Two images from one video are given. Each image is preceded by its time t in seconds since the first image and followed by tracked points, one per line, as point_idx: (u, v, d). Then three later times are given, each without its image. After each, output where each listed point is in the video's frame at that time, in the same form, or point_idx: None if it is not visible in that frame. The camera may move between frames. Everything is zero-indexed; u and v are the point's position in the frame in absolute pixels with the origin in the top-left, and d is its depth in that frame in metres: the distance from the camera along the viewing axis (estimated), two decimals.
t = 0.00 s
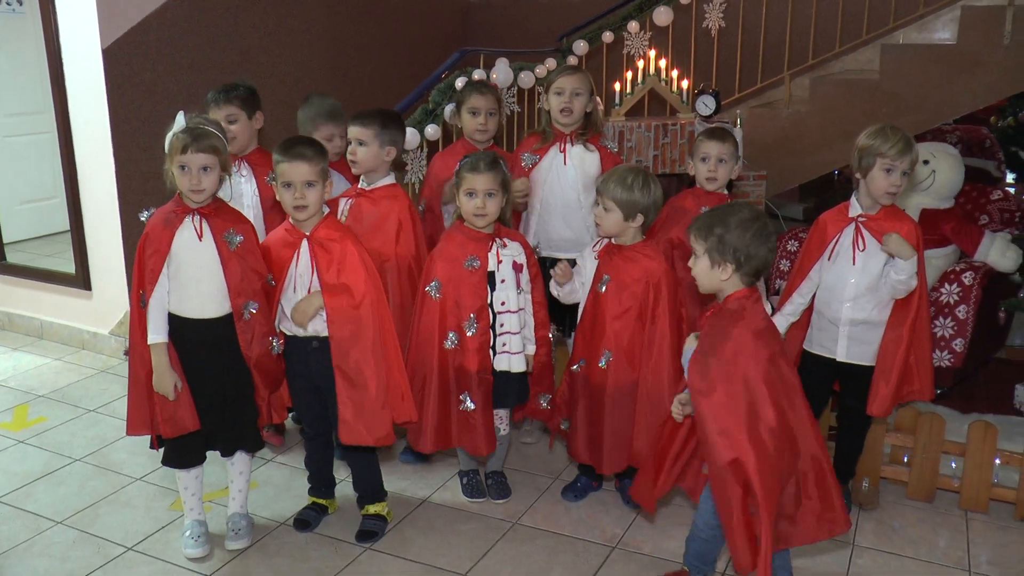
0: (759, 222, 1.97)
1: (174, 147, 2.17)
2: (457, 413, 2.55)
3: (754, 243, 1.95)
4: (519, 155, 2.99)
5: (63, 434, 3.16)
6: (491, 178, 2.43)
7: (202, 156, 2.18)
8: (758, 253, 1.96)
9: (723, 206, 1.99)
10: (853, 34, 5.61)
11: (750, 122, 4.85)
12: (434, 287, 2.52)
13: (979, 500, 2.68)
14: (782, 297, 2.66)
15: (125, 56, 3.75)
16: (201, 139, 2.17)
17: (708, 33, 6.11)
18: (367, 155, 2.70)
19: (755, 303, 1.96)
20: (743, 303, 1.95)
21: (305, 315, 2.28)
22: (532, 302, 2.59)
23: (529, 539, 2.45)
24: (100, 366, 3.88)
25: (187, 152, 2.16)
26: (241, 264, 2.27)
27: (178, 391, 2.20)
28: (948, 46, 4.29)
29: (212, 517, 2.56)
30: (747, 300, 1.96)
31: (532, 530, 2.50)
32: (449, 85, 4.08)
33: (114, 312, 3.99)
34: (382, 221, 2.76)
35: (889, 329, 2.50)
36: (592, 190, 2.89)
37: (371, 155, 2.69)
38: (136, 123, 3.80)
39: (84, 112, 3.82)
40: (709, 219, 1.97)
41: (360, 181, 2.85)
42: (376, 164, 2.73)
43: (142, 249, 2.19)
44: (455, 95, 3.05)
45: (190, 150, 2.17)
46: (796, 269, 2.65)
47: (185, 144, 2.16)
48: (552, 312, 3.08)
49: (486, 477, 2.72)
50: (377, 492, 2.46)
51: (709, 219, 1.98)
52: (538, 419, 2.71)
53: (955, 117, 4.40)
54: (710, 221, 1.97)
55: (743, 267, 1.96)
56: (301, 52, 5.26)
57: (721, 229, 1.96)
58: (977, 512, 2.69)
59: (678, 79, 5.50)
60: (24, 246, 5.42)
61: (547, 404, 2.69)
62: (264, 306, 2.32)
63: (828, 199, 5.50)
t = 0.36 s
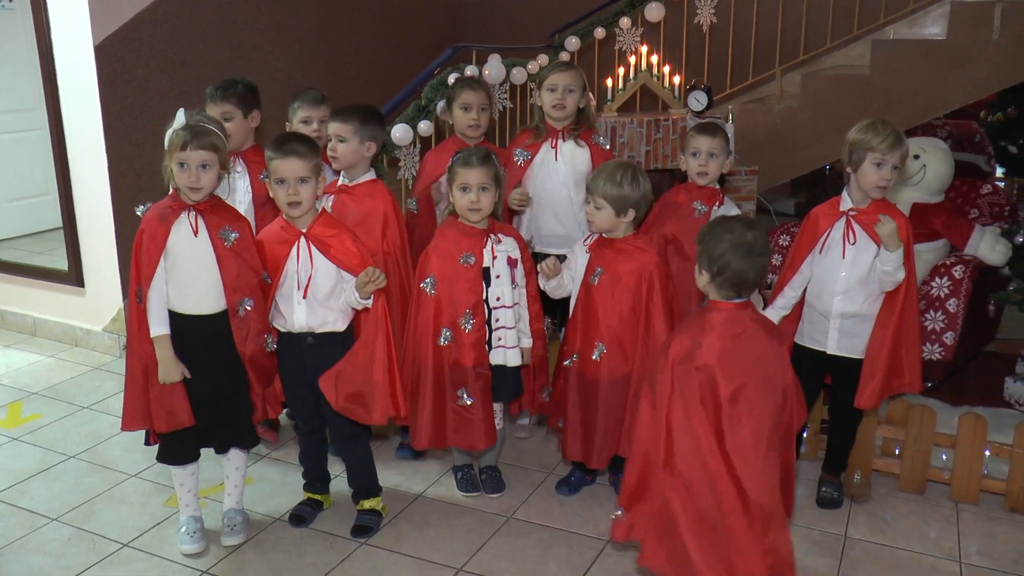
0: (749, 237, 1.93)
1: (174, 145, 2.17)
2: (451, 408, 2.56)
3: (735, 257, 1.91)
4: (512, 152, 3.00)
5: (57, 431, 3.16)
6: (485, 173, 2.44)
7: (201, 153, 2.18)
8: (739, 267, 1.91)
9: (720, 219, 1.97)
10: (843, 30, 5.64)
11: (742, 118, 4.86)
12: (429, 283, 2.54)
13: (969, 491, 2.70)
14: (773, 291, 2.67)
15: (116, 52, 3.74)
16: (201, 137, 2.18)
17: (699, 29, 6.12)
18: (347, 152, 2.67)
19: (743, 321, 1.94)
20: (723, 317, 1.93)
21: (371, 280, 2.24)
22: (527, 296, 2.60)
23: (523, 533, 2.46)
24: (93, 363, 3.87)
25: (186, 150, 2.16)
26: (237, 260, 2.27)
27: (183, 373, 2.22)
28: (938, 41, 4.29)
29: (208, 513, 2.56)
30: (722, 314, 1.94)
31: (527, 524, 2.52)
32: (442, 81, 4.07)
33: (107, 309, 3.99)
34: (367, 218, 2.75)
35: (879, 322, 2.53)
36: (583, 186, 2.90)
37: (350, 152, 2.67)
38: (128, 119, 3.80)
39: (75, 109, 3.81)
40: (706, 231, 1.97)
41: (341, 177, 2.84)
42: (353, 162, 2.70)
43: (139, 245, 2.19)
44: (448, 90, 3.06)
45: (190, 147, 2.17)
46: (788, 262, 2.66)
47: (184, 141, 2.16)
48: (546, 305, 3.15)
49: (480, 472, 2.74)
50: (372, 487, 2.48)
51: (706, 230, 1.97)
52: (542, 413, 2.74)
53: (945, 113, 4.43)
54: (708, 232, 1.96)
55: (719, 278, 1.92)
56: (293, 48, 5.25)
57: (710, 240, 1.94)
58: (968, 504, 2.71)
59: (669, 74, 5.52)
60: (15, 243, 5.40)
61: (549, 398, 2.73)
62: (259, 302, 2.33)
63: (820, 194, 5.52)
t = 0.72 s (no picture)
0: (723, 224, 2.04)
1: (162, 149, 2.17)
2: (441, 406, 2.57)
3: (707, 242, 2.03)
4: (506, 152, 3.01)
5: (52, 433, 3.16)
6: (476, 172, 2.45)
7: (191, 158, 2.18)
8: (709, 253, 2.03)
9: (699, 200, 2.06)
10: (834, 31, 5.68)
11: (734, 118, 4.89)
12: (420, 281, 2.55)
13: (960, 487, 2.73)
14: (767, 287, 2.71)
15: (109, 54, 3.74)
16: (188, 140, 2.17)
17: (691, 30, 6.15)
18: (326, 154, 2.68)
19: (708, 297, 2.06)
20: (694, 293, 2.06)
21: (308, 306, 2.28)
22: (516, 294, 2.63)
23: (519, 532, 2.48)
24: (88, 365, 3.87)
25: (174, 155, 2.16)
26: (229, 262, 2.28)
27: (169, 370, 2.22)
28: (926, 41, 4.31)
29: (204, 514, 2.57)
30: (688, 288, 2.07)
31: (522, 522, 2.53)
32: (435, 82, 4.08)
33: (101, 311, 3.98)
34: (355, 219, 2.77)
35: (870, 320, 2.55)
36: (576, 187, 2.92)
37: (328, 154, 2.68)
38: (122, 121, 3.80)
39: (68, 111, 3.80)
40: (681, 208, 2.07)
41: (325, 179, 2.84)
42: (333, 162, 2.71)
43: (130, 245, 2.21)
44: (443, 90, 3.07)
45: (178, 152, 2.16)
46: (782, 261, 2.70)
47: (173, 145, 2.16)
48: (539, 307, 3.17)
49: (475, 471, 2.75)
50: (368, 487, 2.49)
51: (683, 208, 2.06)
52: (526, 410, 2.73)
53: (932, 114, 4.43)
54: (686, 210, 2.06)
55: (689, 258, 2.05)
56: (286, 50, 5.26)
57: (685, 220, 2.04)
58: (959, 499, 2.74)
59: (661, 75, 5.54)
60: (8, 246, 5.38)
61: (534, 396, 2.72)
62: (252, 304, 2.34)
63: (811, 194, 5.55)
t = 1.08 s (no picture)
0: (703, 240, 1.92)
1: (145, 154, 2.18)
2: (440, 405, 2.59)
3: (689, 262, 1.91)
4: (498, 153, 3.03)
5: (48, 436, 3.16)
6: (473, 173, 2.46)
7: (172, 163, 2.19)
8: (694, 271, 1.91)
9: (674, 216, 1.94)
10: (823, 30, 5.72)
11: (725, 118, 4.93)
12: (420, 282, 2.56)
13: (952, 481, 2.76)
14: (759, 284, 2.72)
15: (102, 57, 3.75)
16: (169, 145, 2.18)
17: (681, 31, 6.19)
18: (315, 155, 2.69)
19: (703, 316, 1.93)
20: (691, 315, 1.93)
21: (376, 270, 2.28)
22: (514, 295, 2.64)
23: (516, 529, 2.49)
24: (83, 368, 3.87)
25: (157, 159, 2.17)
26: (223, 264, 2.29)
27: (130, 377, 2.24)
28: (916, 40, 4.34)
29: (202, 515, 2.58)
30: (685, 310, 1.94)
31: (519, 520, 2.55)
32: (427, 84, 4.09)
33: (96, 314, 3.98)
34: (348, 212, 2.75)
35: (864, 317, 2.58)
36: (569, 186, 2.93)
37: (315, 155, 2.69)
38: (115, 124, 3.80)
39: (60, 114, 3.80)
40: (658, 228, 1.94)
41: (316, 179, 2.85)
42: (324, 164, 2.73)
43: (122, 245, 2.19)
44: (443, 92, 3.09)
45: (160, 156, 2.17)
46: (773, 258, 2.71)
47: (154, 150, 2.17)
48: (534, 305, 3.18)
49: (471, 470, 2.76)
50: (365, 486, 2.49)
51: (659, 227, 1.94)
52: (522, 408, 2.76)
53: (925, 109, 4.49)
54: (660, 228, 1.94)
55: (672, 282, 1.93)
56: (278, 52, 5.27)
57: (663, 241, 1.93)
58: (951, 493, 2.77)
59: (652, 75, 5.57)
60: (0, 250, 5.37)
61: (530, 395, 2.75)
62: (245, 305, 2.35)
63: (802, 192, 5.58)
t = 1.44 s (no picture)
0: (689, 229, 1.92)
1: (141, 152, 2.20)
2: (437, 404, 2.61)
3: (677, 251, 1.90)
4: (490, 153, 3.02)
5: (43, 438, 3.16)
6: (466, 174, 2.47)
7: (168, 159, 2.20)
8: (683, 258, 1.91)
9: (660, 208, 1.94)
10: (812, 30, 5.76)
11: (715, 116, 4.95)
12: (413, 282, 2.57)
13: (943, 475, 2.79)
14: (750, 282, 2.75)
15: (94, 59, 3.75)
16: (165, 143, 2.20)
17: (672, 30, 6.22)
18: (311, 156, 2.70)
19: (684, 309, 1.94)
20: (673, 309, 1.94)
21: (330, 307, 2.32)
22: (509, 294, 2.65)
23: (512, 526, 2.51)
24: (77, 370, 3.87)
25: (152, 156, 2.19)
26: (215, 265, 2.29)
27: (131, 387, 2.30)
28: (905, 39, 4.36)
29: (198, 515, 2.58)
30: (669, 301, 1.94)
31: (514, 517, 2.56)
32: (419, 84, 4.08)
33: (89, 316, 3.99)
34: (341, 212, 2.78)
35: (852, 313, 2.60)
36: (563, 185, 2.96)
37: (311, 156, 2.70)
38: (108, 126, 3.80)
39: (52, 116, 3.80)
40: (642, 220, 1.94)
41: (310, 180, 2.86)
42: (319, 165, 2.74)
43: (117, 250, 2.24)
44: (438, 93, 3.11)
45: (155, 154, 2.19)
46: (764, 255, 2.73)
47: (150, 148, 2.18)
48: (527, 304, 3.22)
49: (467, 468, 2.78)
50: (361, 484, 2.51)
51: (642, 218, 1.94)
52: (521, 408, 2.78)
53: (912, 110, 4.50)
54: (643, 219, 1.93)
55: (660, 273, 1.92)
56: (270, 54, 5.27)
57: (649, 232, 1.92)
58: (942, 487, 2.80)
59: (643, 74, 5.59)
60: None
61: (529, 395, 2.76)
62: (239, 307, 2.34)
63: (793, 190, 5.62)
